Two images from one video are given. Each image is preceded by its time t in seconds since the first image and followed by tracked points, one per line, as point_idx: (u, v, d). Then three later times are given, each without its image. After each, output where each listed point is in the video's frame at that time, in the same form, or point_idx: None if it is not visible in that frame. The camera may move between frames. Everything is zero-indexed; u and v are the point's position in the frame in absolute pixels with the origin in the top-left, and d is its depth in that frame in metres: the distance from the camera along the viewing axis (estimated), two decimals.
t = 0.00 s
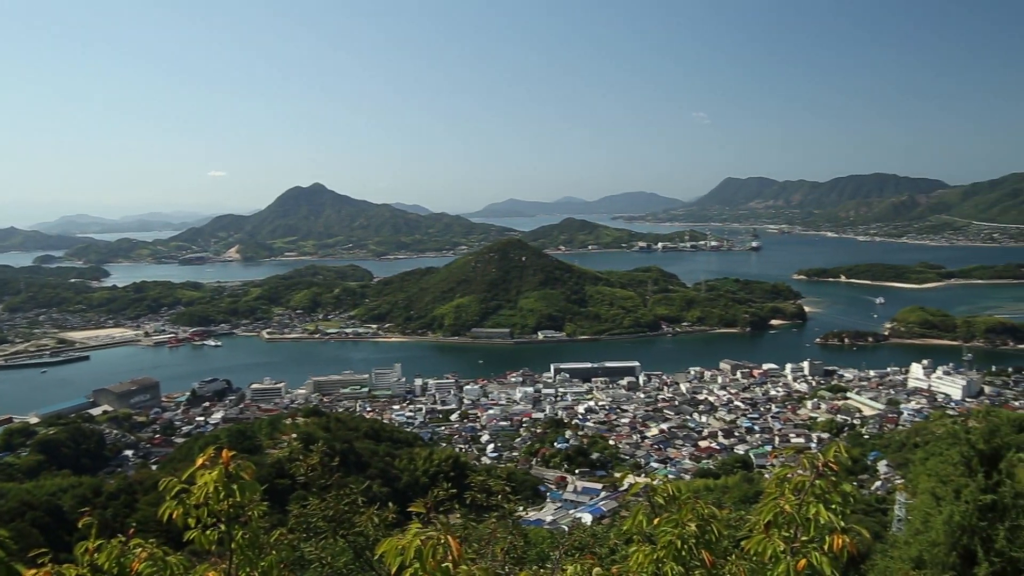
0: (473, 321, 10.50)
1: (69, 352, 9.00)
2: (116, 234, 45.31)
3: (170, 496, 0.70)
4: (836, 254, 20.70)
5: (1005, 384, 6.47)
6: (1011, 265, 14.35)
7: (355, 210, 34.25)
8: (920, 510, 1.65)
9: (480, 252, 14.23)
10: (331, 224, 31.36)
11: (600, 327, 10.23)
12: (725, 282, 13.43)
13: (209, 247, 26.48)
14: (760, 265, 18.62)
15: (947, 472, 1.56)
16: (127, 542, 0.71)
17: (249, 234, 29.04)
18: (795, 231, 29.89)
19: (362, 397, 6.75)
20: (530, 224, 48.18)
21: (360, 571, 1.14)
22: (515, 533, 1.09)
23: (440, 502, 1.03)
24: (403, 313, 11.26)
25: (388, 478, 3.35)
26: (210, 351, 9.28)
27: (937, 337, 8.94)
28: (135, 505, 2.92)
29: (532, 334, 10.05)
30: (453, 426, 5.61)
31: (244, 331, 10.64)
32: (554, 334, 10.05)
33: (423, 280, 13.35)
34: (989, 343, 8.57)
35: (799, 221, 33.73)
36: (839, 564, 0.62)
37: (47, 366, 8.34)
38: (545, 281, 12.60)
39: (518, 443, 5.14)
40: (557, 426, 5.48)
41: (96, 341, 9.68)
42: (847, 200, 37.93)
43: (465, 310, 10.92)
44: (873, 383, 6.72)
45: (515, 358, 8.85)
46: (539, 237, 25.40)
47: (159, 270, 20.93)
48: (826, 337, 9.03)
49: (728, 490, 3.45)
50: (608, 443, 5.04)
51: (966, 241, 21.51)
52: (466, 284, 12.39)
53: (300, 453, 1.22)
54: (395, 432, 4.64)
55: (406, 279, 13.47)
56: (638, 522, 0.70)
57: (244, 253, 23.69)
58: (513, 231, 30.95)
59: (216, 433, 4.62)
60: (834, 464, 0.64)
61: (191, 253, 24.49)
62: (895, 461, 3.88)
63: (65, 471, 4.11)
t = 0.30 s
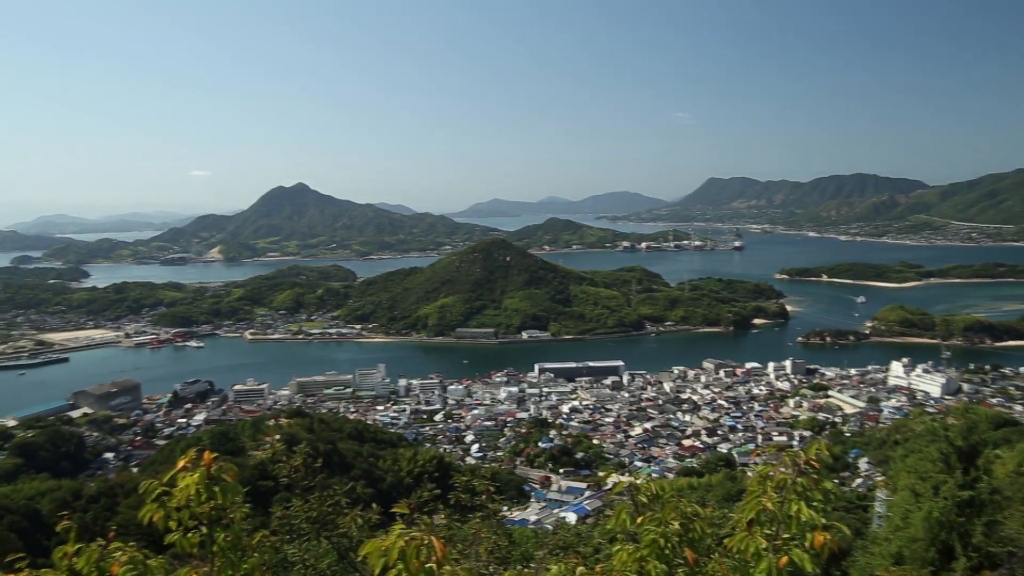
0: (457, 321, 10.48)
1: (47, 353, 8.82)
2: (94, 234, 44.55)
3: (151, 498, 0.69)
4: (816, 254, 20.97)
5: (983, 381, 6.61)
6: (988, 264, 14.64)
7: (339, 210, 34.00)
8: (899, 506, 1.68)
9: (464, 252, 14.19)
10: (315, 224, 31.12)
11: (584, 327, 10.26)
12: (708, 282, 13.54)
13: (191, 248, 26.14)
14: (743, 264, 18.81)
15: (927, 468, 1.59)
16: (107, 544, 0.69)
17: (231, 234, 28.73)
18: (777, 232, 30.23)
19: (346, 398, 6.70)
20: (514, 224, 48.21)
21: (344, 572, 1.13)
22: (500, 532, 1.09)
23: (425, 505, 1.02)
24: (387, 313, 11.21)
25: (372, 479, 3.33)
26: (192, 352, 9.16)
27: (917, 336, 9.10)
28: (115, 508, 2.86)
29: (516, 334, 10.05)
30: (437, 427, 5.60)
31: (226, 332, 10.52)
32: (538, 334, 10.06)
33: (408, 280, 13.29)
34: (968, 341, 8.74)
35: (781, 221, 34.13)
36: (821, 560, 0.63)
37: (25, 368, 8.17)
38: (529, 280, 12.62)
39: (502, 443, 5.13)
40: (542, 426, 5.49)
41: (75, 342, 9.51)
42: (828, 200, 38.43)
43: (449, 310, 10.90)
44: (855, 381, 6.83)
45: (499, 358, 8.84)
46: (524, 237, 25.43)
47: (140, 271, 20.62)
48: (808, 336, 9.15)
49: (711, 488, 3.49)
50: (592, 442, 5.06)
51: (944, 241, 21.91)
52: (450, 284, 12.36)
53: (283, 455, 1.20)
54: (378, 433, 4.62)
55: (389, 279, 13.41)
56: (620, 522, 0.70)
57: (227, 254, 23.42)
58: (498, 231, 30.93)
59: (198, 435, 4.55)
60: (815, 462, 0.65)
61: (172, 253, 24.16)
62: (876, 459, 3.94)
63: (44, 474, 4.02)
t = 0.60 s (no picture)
0: (432, 321, 10.43)
1: (9, 356, 8.52)
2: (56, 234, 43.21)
3: (120, 504, 0.67)
4: (787, 253, 21.37)
5: (949, 378, 6.81)
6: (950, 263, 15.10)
7: (311, 209, 33.57)
8: (869, 502, 1.72)
9: (439, 251, 14.13)
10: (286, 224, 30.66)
11: (559, 326, 10.30)
12: (681, 281, 13.70)
13: (160, 248, 25.53)
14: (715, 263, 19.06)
15: (895, 465, 1.63)
16: (73, 551, 0.67)
17: (201, 235, 28.13)
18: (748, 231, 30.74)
19: (320, 400, 6.62)
20: (489, 224, 48.17)
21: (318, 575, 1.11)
22: (476, 534, 1.08)
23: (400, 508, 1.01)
24: (361, 313, 11.10)
25: (347, 481, 3.30)
26: (162, 354, 8.95)
27: (885, 333, 9.33)
28: (83, 514, 2.77)
29: (491, 334, 10.04)
30: (413, 427, 5.56)
31: (197, 333, 10.29)
32: (514, 334, 10.06)
33: (382, 280, 13.17)
34: (934, 339, 8.99)
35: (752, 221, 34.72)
36: (793, 556, 0.64)
37: None
38: (504, 280, 12.62)
39: (478, 443, 5.12)
40: (517, 426, 5.49)
41: (39, 345, 9.20)
42: (797, 200, 39.23)
43: (424, 310, 10.84)
44: (826, 378, 6.98)
45: (475, 358, 8.82)
46: (498, 237, 25.42)
47: (108, 272, 20.11)
48: (780, 334, 9.33)
49: (686, 486, 3.53)
50: (568, 442, 5.08)
51: (908, 240, 22.51)
52: (424, 284, 12.29)
53: (256, 458, 1.18)
54: (353, 434, 4.56)
55: (363, 279, 13.28)
56: (596, 520, 0.70)
57: (197, 254, 22.94)
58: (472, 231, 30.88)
59: (169, 438, 4.44)
60: (786, 459, 0.66)
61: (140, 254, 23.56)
62: (847, 455, 4.03)
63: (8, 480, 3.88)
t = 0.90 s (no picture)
0: (412, 321, 10.38)
1: None
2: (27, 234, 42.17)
3: (95, 507, 0.65)
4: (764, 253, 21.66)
5: (924, 375, 6.96)
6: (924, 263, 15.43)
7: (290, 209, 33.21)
8: (847, 498, 1.75)
9: (420, 251, 14.07)
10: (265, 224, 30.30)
11: (540, 326, 10.31)
12: (661, 280, 13.81)
13: (136, 248, 25.04)
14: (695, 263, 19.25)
15: (872, 460, 1.66)
16: (47, 557, 0.65)
17: (178, 235, 27.64)
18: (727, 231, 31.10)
19: (299, 401, 6.54)
20: (470, 224, 48.11)
21: None
22: (458, 534, 1.08)
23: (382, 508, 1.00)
24: (342, 314, 11.00)
25: (328, 482, 3.26)
26: (138, 356, 8.78)
27: (862, 332, 9.50)
28: (58, 518, 2.70)
29: (472, 335, 10.01)
30: (394, 428, 5.53)
31: (175, 334, 10.12)
32: (495, 334, 10.05)
33: (362, 280, 13.07)
34: (909, 337, 9.17)
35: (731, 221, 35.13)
36: (771, 552, 0.64)
37: None
38: (485, 280, 12.61)
39: (459, 444, 5.11)
40: (498, 426, 5.49)
41: (10, 347, 8.96)
42: (775, 201, 39.79)
43: (405, 310, 10.79)
44: (804, 376, 7.09)
45: (457, 358, 8.79)
46: (479, 237, 25.39)
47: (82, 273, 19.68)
48: (758, 333, 9.45)
49: (667, 484, 3.56)
50: (549, 441, 5.09)
51: (883, 240, 22.95)
52: (405, 284, 12.23)
53: (235, 460, 1.16)
54: (333, 435, 4.51)
55: (344, 279, 13.17)
56: (576, 519, 0.70)
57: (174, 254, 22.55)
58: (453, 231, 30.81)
59: (146, 441, 4.35)
60: (764, 457, 0.66)
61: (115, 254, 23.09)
62: (825, 452, 4.10)
63: None
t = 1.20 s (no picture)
0: (393, 321, 10.32)
1: None
2: None
3: (67, 512, 0.63)
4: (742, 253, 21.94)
5: (899, 373, 7.10)
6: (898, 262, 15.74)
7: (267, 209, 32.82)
8: (823, 495, 1.77)
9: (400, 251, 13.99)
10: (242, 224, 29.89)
11: (521, 326, 10.32)
12: (641, 280, 13.92)
13: (110, 249, 24.53)
14: (674, 262, 19.43)
15: (848, 457, 1.68)
16: (18, 562, 0.63)
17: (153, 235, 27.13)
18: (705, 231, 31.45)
19: (278, 402, 6.47)
20: (450, 224, 47.99)
21: None
22: (437, 533, 1.07)
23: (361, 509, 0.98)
24: (321, 314, 10.89)
25: (307, 483, 3.22)
26: (113, 358, 8.60)
27: (838, 330, 9.67)
28: (30, 524, 2.63)
29: (453, 335, 9.98)
30: (374, 429, 5.49)
31: (151, 335, 9.93)
32: (475, 334, 10.04)
33: (342, 280, 12.97)
34: (884, 335, 9.36)
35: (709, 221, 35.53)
36: (749, 550, 0.65)
37: None
38: (466, 280, 12.58)
39: (440, 444, 5.09)
40: (479, 425, 5.48)
41: None
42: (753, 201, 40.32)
43: (385, 310, 10.71)
44: (782, 375, 7.19)
45: (438, 358, 8.76)
46: (459, 237, 25.32)
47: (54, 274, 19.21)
48: (737, 332, 9.57)
49: (647, 482, 3.58)
50: (530, 441, 5.09)
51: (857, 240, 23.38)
52: (384, 284, 12.15)
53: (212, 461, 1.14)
54: (313, 437, 4.47)
55: (323, 280, 13.05)
56: (557, 519, 0.70)
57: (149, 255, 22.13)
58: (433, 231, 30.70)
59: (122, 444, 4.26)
60: (743, 454, 0.67)
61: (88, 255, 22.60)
62: (802, 449, 4.17)
63: None
